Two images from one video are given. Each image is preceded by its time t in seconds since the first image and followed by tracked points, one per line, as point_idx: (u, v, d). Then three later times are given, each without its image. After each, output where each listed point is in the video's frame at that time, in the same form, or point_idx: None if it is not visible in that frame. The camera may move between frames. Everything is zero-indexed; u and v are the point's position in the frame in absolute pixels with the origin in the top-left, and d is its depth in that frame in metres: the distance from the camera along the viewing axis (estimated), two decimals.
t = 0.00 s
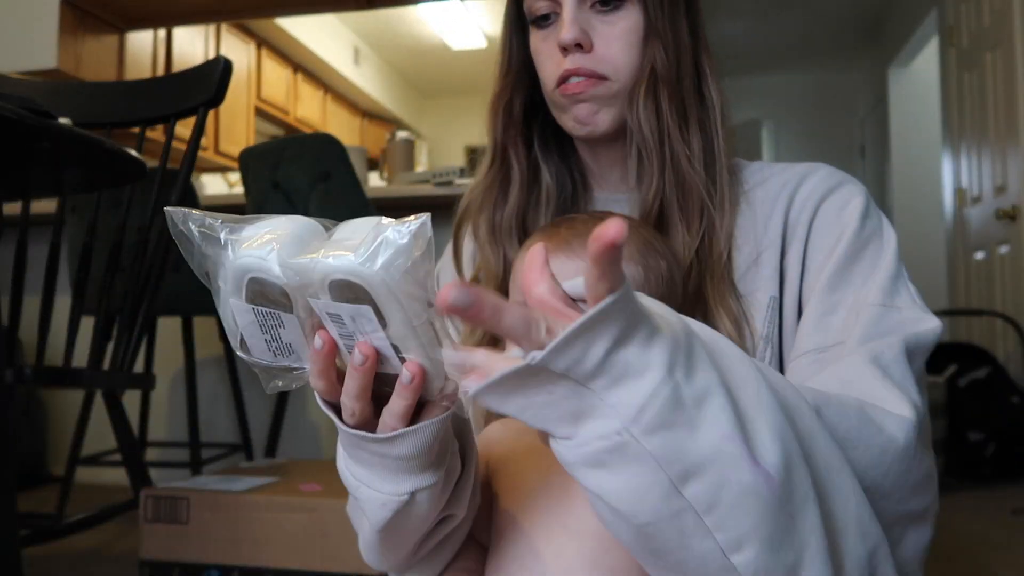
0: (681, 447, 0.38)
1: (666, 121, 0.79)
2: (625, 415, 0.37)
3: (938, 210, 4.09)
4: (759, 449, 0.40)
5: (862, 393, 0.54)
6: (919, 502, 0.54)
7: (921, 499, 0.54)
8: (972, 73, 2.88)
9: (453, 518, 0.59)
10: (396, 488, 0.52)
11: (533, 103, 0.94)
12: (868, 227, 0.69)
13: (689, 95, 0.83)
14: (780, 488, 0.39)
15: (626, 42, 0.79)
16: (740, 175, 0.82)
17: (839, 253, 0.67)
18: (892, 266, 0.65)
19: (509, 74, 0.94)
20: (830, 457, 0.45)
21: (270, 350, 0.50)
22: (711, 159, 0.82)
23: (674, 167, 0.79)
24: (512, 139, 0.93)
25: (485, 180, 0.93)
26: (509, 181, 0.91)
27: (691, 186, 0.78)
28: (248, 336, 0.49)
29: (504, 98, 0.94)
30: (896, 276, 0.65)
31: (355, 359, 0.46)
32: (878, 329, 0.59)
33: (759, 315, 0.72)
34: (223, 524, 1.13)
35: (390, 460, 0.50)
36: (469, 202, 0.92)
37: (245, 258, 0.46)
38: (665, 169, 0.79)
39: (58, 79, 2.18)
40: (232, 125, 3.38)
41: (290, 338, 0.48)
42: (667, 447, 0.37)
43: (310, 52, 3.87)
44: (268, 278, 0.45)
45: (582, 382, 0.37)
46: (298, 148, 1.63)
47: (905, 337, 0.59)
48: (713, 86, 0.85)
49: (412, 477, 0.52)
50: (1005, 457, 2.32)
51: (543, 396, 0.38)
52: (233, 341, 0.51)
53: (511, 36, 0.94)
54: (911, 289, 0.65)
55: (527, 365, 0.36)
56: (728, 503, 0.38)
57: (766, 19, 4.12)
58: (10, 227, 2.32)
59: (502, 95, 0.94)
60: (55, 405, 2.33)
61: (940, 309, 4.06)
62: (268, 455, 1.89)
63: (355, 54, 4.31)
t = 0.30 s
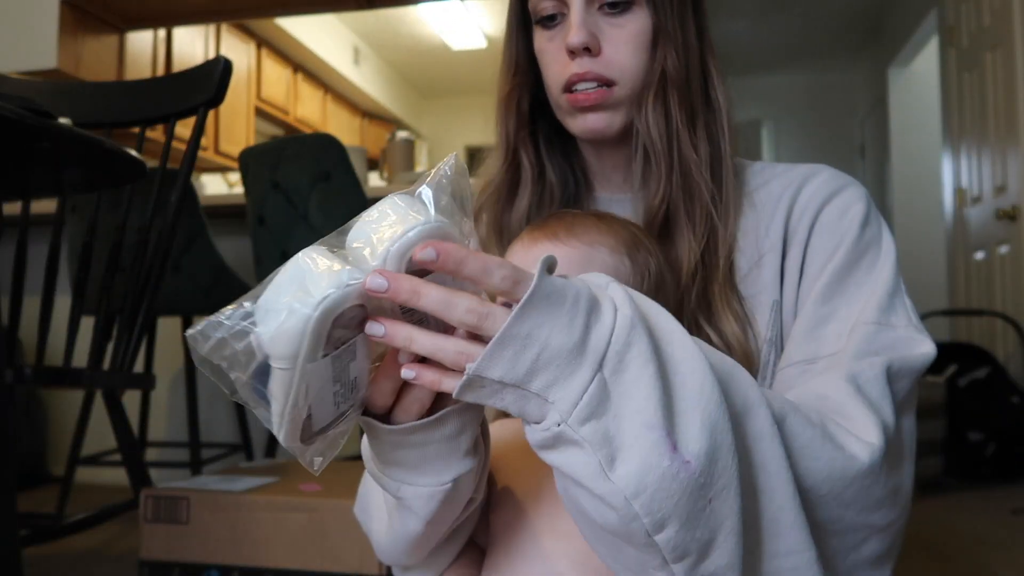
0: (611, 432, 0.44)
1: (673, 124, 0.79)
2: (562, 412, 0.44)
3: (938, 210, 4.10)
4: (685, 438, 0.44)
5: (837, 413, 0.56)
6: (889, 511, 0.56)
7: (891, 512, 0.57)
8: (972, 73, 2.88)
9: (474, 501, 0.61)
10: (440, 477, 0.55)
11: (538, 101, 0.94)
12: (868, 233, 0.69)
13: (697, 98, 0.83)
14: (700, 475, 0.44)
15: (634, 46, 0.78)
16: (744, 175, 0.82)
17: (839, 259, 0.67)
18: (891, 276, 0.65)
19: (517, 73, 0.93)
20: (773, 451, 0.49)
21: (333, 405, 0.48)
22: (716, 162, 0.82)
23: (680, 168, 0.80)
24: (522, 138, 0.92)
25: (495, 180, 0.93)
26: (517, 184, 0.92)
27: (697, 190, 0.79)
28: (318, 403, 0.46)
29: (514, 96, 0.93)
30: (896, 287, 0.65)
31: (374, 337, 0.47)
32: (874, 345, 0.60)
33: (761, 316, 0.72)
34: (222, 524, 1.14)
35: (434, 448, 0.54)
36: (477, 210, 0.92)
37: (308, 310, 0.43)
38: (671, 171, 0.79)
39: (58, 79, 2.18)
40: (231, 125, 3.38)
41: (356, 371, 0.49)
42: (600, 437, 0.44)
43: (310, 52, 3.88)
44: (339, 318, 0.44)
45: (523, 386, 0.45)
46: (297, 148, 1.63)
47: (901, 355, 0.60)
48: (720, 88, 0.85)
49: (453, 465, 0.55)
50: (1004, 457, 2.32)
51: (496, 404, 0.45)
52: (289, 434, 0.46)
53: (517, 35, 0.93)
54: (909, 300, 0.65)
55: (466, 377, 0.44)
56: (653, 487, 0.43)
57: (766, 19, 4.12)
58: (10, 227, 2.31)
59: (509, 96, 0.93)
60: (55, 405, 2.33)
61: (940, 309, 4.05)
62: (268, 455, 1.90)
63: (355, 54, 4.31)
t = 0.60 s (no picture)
0: (622, 416, 0.45)
1: (671, 125, 0.79)
2: (573, 399, 0.46)
3: (938, 210, 4.10)
4: (693, 419, 0.46)
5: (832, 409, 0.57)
6: (889, 512, 0.57)
7: (892, 513, 0.57)
8: (972, 73, 2.88)
9: (477, 514, 0.60)
10: (439, 489, 0.54)
11: (534, 102, 0.94)
12: (866, 235, 0.70)
13: (695, 100, 0.83)
14: (710, 454, 0.45)
15: (631, 46, 0.77)
16: (742, 175, 0.82)
17: (837, 260, 0.68)
18: (890, 278, 0.65)
19: (516, 77, 0.93)
20: (778, 438, 0.49)
21: (325, 395, 0.49)
22: (715, 163, 0.82)
23: (679, 169, 0.79)
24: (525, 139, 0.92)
25: (505, 180, 0.90)
26: (517, 186, 0.90)
27: (696, 191, 0.78)
28: (306, 389, 0.48)
29: (518, 100, 0.93)
30: (896, 291, 0.65)
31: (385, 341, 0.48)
32: (875, 348, 0.61)
33: (759, 315, 0.73)
34: (223, 524, 1.13)
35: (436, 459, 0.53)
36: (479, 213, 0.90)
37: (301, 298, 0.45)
38: (670, 173, 0.79)
39: (58, 79, 2.18)
40: (231, 125, 3.38)
41: (351, 366, 0.50)
42: (613, 420, 0.45)
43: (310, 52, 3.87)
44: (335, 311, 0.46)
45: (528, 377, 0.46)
46: (297, 148, 1.63)
47: (903, 358, 0.60)
48: (717, 90, 0.85)
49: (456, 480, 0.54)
50: (1005, 457, 2.33)
51: (508, 399, 0.47)
52: (278, 412, 0.48)
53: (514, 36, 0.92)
54: (910, 303, 0.65)
55: (475, 372, 0.45)
56: (667, 469, 0.44)
57: (766, 19, 4.12)
58: (9, 227, 2.31)
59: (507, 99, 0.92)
60: (56, 405, 2.33)
61: (940, 309, 4.05)
62: (268, 455, 1.90)
63: (355, 54, 4.31)
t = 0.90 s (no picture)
0: (640, 514, 0.38)
1: (669, 126, 0.79)
2: (591, 502, 0.37)
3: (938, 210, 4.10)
4: (703, 509, 0.40)
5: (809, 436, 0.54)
6: (877, 534, 0.56)
7: (883, 531, 0.56)
8: (972, 74, 2.89)
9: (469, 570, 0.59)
10: (389, 548, 0.54)
11: (528, 102, 0.93)
12: (862, 236, 0.70)
13: (693, 99, 0.82)
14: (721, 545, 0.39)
15: (627, 46, 0.77)
16: (740, 174, 0.82)
17: (831, 265, 0.68)
18: (882, 285, 0.65)
19: (508, 77, 0.92)
20: (756, 494, 0.46)
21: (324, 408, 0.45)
22: (713, 163, 0.82)
23: (677, 170, 0.79)
24: (518, 139, 0.92)
25: (495, 184, 0.91)
26: (510, 187, 0.90)
27: (691, 192, 0.78)
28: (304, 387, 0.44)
29: (509, 101, 0.92)
30: (887, 297, 0.65)
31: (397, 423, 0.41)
32: (861, 358, 0.60)
33: (755, 319, 0.73)
34: (223, 524, 1.13)
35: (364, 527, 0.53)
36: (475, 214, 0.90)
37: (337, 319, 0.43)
38: (669, 173, 0.79)
39: (58, 78, 2.18)
40: (231, 125, 3.38)
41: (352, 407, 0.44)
42: (633, 521, 0.37)
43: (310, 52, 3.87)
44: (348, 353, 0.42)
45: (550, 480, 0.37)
46: (297, 148, 1.63)
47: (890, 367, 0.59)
48: (715, 89, 0.84)
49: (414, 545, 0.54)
50: (1004, 457, 2.33)
51: (522, 501, 0.37)
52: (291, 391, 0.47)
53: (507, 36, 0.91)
54: (902, 308, 0.65)
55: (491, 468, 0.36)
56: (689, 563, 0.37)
57: (766, 19, 4.12)
58: (10, 227, 2.31)
59: (502, 98, 0.92)
60: (56, 405, 2.33)
61: (940, 309, 4.06)
62: (268, 455, 1.90)
63: (355, 54, 4.31)
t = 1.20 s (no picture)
0: None
1: (661, 126, 0.78)
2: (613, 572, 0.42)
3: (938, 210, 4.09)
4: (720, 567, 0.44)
5: (816, 457, 0.55)
6: (880, 549, 0.56)
7: (886, 546, 0.57)
8: (972, 74, 2.89)
9: None
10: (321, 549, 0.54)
11: (522, 98, 0.92)
12: (863, 238, 0.70)
13: (686, 97, 0.81)
14: None
15: (620, 45, 0.77)
16: (736, 171, 0.81)
17: (833, 271, 0.67)
18: (884, 292, 0.65)
19: (501, 75, 0.91)
20: (768, 529, 0.48)
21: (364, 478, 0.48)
22: (708, 161, 0.81)
23: (673, 171, 0.79)
24: (512, 138, 0.91)
25: (489, 183, 0.90)
26: (504, 189, 0.90)
27: (687, 195, 0.78)
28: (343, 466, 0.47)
29: (502, 99, 0.91)
30: (889, 305, 0.65)
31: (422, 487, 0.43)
32: (865, 373, 0.61)
33: (756, 323, 0.72)
34: (222, 524, 1.13)
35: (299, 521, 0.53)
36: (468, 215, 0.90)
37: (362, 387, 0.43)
38: (657, 175, 0.79)
39: (59, 79, 2.18)
40: (231, 125, 3.38)
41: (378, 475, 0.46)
42: None
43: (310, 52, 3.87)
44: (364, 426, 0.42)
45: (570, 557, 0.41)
46: (298, 148, 1.63)
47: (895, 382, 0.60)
48: (709, 85, 0.83)
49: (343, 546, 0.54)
50: (1004, 457, 2.33)
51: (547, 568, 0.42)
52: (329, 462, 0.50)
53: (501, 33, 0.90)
54: (903, 315, 0.65)
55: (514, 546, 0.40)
56: None
57: (767, 19, 4.12)
58: (9, 227, 2.31)
59: (495, 98, 0.91)
60: (56, 406, 2.33)
61: (940, 309, 4.06)
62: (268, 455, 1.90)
63: (355, 54, 4.31)
